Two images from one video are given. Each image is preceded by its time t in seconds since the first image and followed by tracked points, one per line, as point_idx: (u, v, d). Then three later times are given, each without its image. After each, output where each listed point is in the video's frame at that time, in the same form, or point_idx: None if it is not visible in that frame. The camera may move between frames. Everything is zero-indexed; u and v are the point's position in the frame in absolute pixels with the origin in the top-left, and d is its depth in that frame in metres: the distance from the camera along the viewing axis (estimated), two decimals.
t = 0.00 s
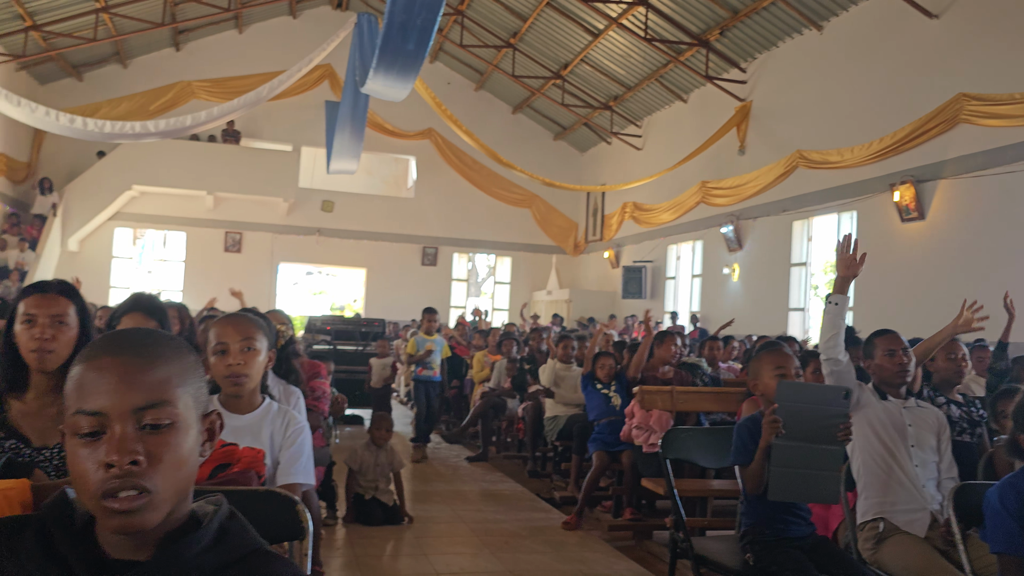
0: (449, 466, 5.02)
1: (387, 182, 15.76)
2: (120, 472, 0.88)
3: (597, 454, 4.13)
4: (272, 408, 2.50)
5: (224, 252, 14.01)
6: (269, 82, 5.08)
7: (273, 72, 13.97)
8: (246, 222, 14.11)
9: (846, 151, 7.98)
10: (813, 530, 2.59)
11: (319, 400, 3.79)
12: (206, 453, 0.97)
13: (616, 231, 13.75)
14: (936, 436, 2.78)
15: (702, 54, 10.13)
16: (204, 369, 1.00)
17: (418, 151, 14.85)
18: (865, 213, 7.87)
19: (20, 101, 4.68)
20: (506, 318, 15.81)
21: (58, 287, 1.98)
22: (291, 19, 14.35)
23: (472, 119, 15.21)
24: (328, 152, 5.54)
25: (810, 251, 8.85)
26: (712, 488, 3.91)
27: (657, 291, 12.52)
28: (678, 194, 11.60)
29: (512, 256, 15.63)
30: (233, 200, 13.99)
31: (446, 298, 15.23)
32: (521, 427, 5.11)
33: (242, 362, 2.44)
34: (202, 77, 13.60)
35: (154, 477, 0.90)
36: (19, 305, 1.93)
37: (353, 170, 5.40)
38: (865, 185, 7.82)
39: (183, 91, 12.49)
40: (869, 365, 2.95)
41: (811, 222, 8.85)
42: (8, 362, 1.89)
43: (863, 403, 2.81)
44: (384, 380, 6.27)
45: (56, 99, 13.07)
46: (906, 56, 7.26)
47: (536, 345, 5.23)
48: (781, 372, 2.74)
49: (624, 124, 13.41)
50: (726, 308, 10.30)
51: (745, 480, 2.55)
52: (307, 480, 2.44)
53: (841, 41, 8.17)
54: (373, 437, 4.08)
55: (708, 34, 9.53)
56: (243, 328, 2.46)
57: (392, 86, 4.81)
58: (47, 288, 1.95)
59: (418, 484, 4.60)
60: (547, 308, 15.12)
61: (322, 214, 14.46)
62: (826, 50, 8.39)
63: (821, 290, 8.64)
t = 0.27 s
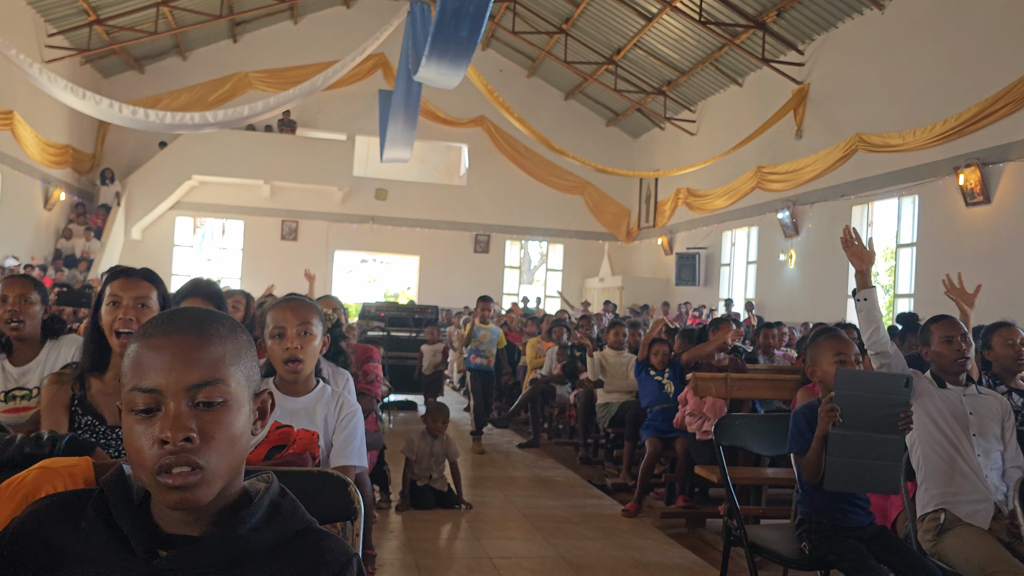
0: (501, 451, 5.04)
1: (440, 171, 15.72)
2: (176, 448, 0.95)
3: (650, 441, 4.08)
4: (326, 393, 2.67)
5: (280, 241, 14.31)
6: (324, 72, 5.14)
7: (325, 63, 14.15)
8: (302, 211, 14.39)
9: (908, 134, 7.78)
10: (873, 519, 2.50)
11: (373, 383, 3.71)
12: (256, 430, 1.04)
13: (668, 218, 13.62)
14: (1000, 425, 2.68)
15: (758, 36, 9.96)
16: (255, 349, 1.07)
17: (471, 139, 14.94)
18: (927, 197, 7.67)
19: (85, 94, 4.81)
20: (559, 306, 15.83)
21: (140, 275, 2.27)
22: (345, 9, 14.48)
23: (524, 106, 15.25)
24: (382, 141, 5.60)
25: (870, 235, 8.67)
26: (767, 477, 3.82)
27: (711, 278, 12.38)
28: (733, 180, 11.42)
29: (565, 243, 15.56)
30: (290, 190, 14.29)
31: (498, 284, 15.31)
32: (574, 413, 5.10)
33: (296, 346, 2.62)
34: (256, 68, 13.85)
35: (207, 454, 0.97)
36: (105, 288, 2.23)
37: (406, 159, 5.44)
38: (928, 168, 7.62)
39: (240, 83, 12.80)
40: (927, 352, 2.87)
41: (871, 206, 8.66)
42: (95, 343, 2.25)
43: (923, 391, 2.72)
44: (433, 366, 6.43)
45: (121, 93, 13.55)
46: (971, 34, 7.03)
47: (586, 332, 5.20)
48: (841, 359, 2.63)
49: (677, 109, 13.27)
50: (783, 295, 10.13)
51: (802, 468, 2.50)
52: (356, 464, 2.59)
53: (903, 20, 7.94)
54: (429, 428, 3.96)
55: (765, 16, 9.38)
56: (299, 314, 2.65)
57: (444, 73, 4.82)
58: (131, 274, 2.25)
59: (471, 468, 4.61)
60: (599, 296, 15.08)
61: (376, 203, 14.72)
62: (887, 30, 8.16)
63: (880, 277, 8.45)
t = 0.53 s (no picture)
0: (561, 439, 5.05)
1: (501, 159, 16.25)
2: (226, 436, 1.00)
3: (712, 430, 4.07)
4: (383, 380, 2.76)
5: (344, 231, 14.54)
6: (383, 63, 5.21)
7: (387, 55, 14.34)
8: (365, 202, 14.57)
9: (985, 114, 7.27)
10: (943, 512, 2.42)
11: (431, 370, 3.77)
12: (302, 418, 1.09)
13: (731, 204, 13.41)
14: None
15: (825, 15, 9.64)
16: (301, 338, 1.13)
17: (531, 127, 14.96)
18: (1006, 178, 7.33)
19: (156, 90, 4.98)
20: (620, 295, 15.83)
21: (211, 266, 2.65)
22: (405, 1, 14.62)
23: (584, 93, 15.15)
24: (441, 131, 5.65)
25: (942, 219, 8.30)
26: (831, 467, 3.74)
27: (775, 264, 12.11)
28: (798, 164, 11.12)
29: (626, 231, 15.50)
30: (353, 181, 14.48)
31: (559, 272, 15.35)
32: (634, 401, 5.07)
33: (354, 335, 2.69)
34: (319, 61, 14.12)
35: (255, 441, 1.02)
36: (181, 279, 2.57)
37: (466, 147, 5.47)
38: (1007, 148, 7.26)
39: (304, 74, 12.97)
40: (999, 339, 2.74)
41: (943, 188, 8.32)
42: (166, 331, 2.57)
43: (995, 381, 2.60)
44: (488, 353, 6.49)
45: (192, 89, 14.02)
46: None
47: (646, 320, 5.15)
48: (909, 347, 2.55)
49: (741, 93, 12.99)
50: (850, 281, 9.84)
51: (869, 459, 2.44)
52: (416, 450, 2.65)
53: None
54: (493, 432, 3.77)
55: None
56: (355, 303, 2.74)
57: (502, 61, 4.82)
58: (205, 266, 2.63)
59: (530, 455, 4.63)
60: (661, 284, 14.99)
61: (437, 192, 14.62)
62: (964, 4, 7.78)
63: (954, 262, 8.08)
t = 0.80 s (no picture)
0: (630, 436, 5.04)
1: (564, 155, 16.04)
2: (294, 443, 1.07)
3: (784, 427, 3.95)
4: (448, 379, 2.81)
5: (411, 230, 14.87)
6: (446, 62, 5.26)
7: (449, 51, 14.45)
8: (431, 200, 14.82)
9: None
10: None
11: (497, 369, 3.78)
12: (367, 426, 1.16)
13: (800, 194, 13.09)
14: None
15: None
16: (365, 350, 1.20)
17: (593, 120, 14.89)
18: None
19: (227, 95, 5.12)
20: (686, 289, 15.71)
21: (283, 269, 2.72)
22: None
23: (647, 85, 14.96)
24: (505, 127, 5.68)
25: None
26: (910, 465, 3.63)
27: (848, 255, 11.76)
28: (870, 150, 10.76)
29: (692, 224, 15.30)
30: (419, 178, 14.70)
31: (625, 267, 15.28)
32: (703, 397, 5.01)
33: (420, 336, 2.75)
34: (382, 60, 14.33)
35: (321, 448, 1.08)
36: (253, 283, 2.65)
37: (530, 145, 5.49)
38: None
39: (369, 75, 13.10)
40: None
41: None
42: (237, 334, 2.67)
43: None
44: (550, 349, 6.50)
45: (261, 92, 14.41)
46: None
47: (716, 315, 5.09)
48: (991, 342, 2.43)
49: (810, 80, 12.63)
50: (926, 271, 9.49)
51: (950, 460, 2.36)
52: (482, 450, 2.71)
53: None
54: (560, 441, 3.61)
55: None
56: (420, 305, 2.79)
57: (564, 56, 4.80)
58: (276, 269, 2.69)
59: (599, 452, 4.63)
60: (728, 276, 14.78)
61: (501, 188, 14.85)
62: None
63: None
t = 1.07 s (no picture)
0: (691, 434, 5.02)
1: (619, 150, 16.08)
2: (370, 446, 1.16)
3: (849, 425, 3.84)
4: (507, 377, 2.80)
5: (467, 229, 15.03)
6: (501, 61, 5.28)
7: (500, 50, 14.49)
8: (486, 198, 14.96)
9: None
10: None
11: (557, 367, 3.72)
12: (438, 426, 1.24)
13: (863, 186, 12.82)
14: None
15: None
16: (435, 353, 1.28)
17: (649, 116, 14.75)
18: None
19: (287, 100, 5.23)
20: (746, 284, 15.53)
21: (338, 272, 2.78)
22: None
23: (703, 79, 14.76)
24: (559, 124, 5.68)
25: None
26: (983, 464, 3.54)
27: (914, 247, 11.45)
28: (937, 139, 10.46)
29: (750, 218, 15.10)
30: (474, 178, 14.86)
31: (683, 262, 15.16)
32: (766, 395, 4.95)
33: (480, 335, 2.77)
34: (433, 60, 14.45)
35: (394, 450, 1.17)
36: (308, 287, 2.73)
37: (585, 141, 5.48)
38: None
39: (424, 76, 13.27)
40: None
41: None
42: (296, 337, 2.76)
43: None
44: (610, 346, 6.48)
45: (316, 95, 14.69)
46: None
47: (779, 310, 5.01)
48: None
49: (871, 68, 12.31)
50: (997, 262, 9.19)
51: None
52: (543, 447, 2.67)
53: None
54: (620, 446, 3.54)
55: None
56: (481, 304, 2.79)
57: (620, 52, 4.76)
58: (330, 271, 2.76)
59: (659, 450, 4.62)
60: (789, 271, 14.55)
61: (557, 185, 14.67)
62: None
63: None
